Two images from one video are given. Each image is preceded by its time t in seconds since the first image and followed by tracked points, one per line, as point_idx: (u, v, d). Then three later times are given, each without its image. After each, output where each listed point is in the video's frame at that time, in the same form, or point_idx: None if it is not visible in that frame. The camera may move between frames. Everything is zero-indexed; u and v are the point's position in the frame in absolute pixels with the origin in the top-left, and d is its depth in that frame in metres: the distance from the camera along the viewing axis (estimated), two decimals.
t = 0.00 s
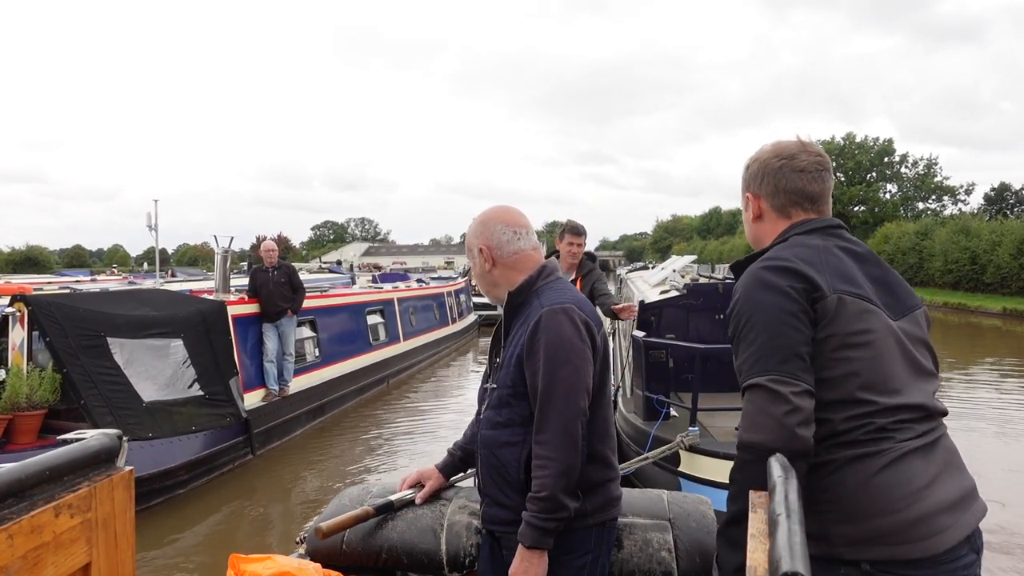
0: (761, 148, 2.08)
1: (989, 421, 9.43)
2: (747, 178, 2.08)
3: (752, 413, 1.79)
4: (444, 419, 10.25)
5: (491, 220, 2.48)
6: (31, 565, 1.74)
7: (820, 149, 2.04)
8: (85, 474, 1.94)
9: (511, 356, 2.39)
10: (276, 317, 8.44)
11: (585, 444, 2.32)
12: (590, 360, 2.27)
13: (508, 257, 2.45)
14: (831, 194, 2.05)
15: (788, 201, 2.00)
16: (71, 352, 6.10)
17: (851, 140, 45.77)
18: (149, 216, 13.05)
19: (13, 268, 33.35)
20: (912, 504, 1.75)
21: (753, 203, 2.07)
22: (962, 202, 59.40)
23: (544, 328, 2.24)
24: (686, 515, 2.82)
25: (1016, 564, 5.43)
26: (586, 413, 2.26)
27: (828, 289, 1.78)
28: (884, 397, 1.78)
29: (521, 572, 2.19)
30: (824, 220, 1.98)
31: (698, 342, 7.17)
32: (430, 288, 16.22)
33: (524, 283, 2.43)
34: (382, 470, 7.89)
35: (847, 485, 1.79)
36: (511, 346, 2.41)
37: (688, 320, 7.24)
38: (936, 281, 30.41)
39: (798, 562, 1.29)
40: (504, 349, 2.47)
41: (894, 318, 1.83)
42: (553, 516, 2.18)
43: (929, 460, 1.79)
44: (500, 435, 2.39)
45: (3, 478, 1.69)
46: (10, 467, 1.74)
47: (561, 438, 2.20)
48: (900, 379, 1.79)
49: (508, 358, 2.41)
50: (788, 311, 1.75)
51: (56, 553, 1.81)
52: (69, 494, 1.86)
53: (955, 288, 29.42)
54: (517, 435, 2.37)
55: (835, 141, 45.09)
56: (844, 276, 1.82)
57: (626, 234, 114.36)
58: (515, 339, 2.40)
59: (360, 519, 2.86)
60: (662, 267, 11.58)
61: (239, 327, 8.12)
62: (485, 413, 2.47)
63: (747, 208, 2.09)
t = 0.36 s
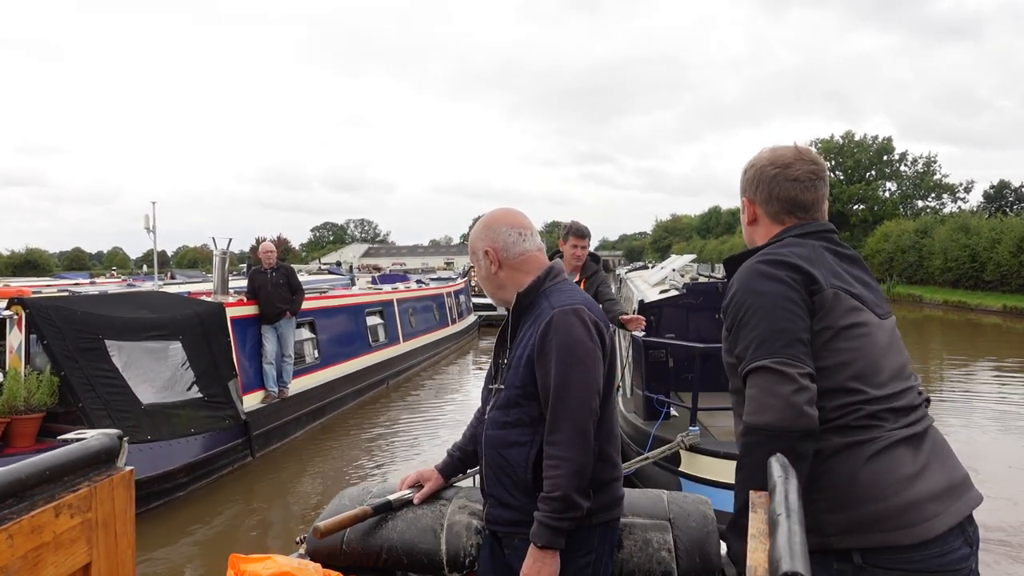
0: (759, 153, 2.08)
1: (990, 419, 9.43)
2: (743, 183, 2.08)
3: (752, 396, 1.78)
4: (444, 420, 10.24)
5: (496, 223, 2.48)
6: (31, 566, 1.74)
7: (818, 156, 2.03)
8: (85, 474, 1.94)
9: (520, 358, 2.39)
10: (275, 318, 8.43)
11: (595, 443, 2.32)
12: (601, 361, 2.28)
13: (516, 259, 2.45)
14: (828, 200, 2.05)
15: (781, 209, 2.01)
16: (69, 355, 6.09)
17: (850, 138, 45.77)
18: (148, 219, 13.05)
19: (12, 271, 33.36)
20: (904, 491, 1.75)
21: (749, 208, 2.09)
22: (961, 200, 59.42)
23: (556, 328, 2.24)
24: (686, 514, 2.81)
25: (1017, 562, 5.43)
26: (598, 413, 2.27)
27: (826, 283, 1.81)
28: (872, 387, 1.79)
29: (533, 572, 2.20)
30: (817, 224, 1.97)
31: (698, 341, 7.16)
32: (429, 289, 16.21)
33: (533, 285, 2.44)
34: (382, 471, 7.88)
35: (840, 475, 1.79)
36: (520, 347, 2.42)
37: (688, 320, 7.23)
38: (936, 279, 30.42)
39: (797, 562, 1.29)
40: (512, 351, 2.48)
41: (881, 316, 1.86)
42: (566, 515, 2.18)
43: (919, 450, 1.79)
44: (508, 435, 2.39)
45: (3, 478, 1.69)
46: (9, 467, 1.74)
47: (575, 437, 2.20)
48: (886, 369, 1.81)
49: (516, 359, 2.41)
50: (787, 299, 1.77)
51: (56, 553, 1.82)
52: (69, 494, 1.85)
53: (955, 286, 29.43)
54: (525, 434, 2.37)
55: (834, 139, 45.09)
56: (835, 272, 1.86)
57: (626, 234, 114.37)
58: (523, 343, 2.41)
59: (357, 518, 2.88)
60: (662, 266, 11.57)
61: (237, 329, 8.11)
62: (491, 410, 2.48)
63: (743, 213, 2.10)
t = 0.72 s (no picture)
0: (760, 144, 2.08)
1: (991, 417, 9.43)
2: (744, 174, 2.08)
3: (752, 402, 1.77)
4: (444, 420, 10.23)
5: (497, 224, 2.48)
6: (32, 566, 1.73)
7: (820, 145, 2.03)
8: (88, 474, 1.94)
9: (524, 358, 2.39)
10: (274, 319, 8.42)
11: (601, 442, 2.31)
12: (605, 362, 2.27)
13: (517, 260, 2.45)
14: (830, 191, 2.04)
15: (782, 200, 2.00)
16: (67, 357, 6.09)
17: (849, 137, 45.78)
18: (147, 220, 13.04)
19: (12, 273, 33.36)
20: (901, 493, 1.74)
21: (749, 200, 2.08)
22: (961, 198, 59.43)
23: (561, 328, 2.24)
24: (687, 514, 2.81)
25: (1018, 560, 5.42)
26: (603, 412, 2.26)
27: (822, 288, 1.80)
28: (869, 390, 1.78)
29: (541, 571, 2.18)
30: (818, 218, 1.97)
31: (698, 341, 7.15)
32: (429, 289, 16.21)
33: (536, 286, 2.43)
34: (382, 472, 7.88)
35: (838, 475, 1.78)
36: (523, 347, 2.42)
37: (688, 320, 7.23)
38: (936, 278, 30.43)
39: (797, 562, 1.29)
40: (516, 350, 2.47)
41: (879, 316, 1.86)
42: (575, 515, 2.18)
43: (917, 451, 1.79)
44: (512, 435, 2.39)
45: (4, 477, 1.68)
46: (11, 467, 1.73)
47: (581, 437, 2.19)
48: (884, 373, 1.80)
49: (520, 360, 2.41)
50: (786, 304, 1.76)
51: (58, 553, 1.81)
52: (72, 494, 1.85)
53: (955, 285, 29.43)
54: (530, 434, 2.36)
55: (834, 138, 45.10)
56: (836, 274, 1.84)
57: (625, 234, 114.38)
58: (527, 342, 2.40)
59: (356, 518, 2.87)
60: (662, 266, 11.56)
61: (235, 330, 8.11)
62: (495, 409, 2.48)
63: (744, 204, 2.10)
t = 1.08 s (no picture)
0: (760, 136, 2.07)
1: (991, 417, 9.41)
2: (746, 167, 2.07)
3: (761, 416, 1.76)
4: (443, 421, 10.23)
5: (500, 224, 2.46)
6: (36, 566, 1.72)
7: (821, 136, 2.02)
8: (95, 475, 1.93)
9: (528, 357, 2.38)
10: (273, 320, 8.41)
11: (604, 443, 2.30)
12: (610, 365, 2.26)
13: (521, 261, 2.44)
14: (833, 182, 2.03)
15: (787, 191, 1.99)
16: (64, 359, 6.09)
17: (848, 137, 45.77)
18: (145, 221, 13.05)
19: (11, 275, 33.32)
20: (908, 503, 1.73)
21: (752, 194, 2.06)
22: (960, 198, 59.43)
23: (566, 328, 2.23)
24: (687, 514, 2.80)
25: (1019, 560, 5.41)
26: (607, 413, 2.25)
27: (832, 296, 1.75)
28: (880, 399, 1.76)
29: (543, 572, 2.17)
30: (827, 213, 1.96)
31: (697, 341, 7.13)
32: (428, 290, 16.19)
33: (540, 287, 2.42)
34: (382, 473, 7.87)
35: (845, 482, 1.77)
36: (528, 347, 2.40)
37: (687, 320, 7.21)
38: (936, 278, 30.42)
39: (798, 562, 1.28)
40: (519, 350, 2.46)
41: (892, 317, 1.82)
42: (577, 514, 2.17)
43: (927, 460, 1.78)
44: (515, 435, 2.38)
45: (9, 477, 1.68)
46: (15, 466, 1.73)
47: (585, 441, 2.18)
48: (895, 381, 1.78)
49: (524, 359, 2.40)
50: (794, 315, 1.72)
51: (64, 553, 1.80)
52: (77, 495, 1.84)
53: (955, 284, 29.41)
54: (532, 434, 2.36)
55: (833, 138, 45.11)
56: (848, 278, 1.79)
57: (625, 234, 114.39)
58: (531, 343, 2.39)
59: (356, 518, 2.86)
60: (661, 266, 11.55)
61: (234, 331, 8.10)
62: (498, 407, 2.47)
63: (747, 199, 2.08)
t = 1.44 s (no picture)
0: (747, 150, 2.07)
1: (990, 416, 9.41)
2: (734, 182, 2.05)
3: (738, 439, 1.76)
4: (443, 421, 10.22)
5: (502, 224, 2.46)
6: (43, 567, 1.72)
7: (808, 149, 2.03)
8: (105, 476, 1.95)
9: (529, 356, 2.38)
10: (272, 320, 8.40)
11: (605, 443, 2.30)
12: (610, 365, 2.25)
13: (522, 261, 2.44)
14: (822, 194, 2.03)
15: (781, 203, 1.97)
16: (62, 359, 6.05)
17: (848, 137, 45.77)
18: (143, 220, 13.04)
19: (10, 274, 33.28)
20: (909, 523, 1.69)
21: (744, 208, 2.03)
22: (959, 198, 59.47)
23: (566, 327, 2.23)
24: (687, 514, 2.80)
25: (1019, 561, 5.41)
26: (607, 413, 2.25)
27: (817, 313, 1.73)
28: (875, 416, 1.73)
29: (542, 571, 2.17)
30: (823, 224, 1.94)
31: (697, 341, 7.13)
32: (427, 290, 16.19)
33: (541, 287, 2.42)
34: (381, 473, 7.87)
35: (846, 496, 1.73)
36: (529, 346, 2.40)
37: (688, 320, 7.21)
38: (935, 279, 30.42)
39: (797, 562, 1.29)
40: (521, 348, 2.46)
41: (888, 330, 1.79)
42: (577, 514, 2.17)
43: (930, 476, 1.74)
44: (515, 434, 2.37)
45: (17, 477, 1.68)
46: (24, 467, 1.73)
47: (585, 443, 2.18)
48: (891, 397, 1.74)
49: (525, 358, 2.39)
50: (776, 336, 1.71)
51: (71, 554, 1.80)
52: (85, 496, 1.85)
53: (955, 284, 29.41)
54: (533, 433, 2.35)
55: (833, 138, 45.12)
56: (835, 295, 1.77)
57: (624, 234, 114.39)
58: (532, 342, 2.39)
59: (356, 518, 2.86)
60: (661, 266, 11.55)
61: (233, 331, 8.10)
62: (498, 406, 2.47)
63: (738, 214, 2.05)
